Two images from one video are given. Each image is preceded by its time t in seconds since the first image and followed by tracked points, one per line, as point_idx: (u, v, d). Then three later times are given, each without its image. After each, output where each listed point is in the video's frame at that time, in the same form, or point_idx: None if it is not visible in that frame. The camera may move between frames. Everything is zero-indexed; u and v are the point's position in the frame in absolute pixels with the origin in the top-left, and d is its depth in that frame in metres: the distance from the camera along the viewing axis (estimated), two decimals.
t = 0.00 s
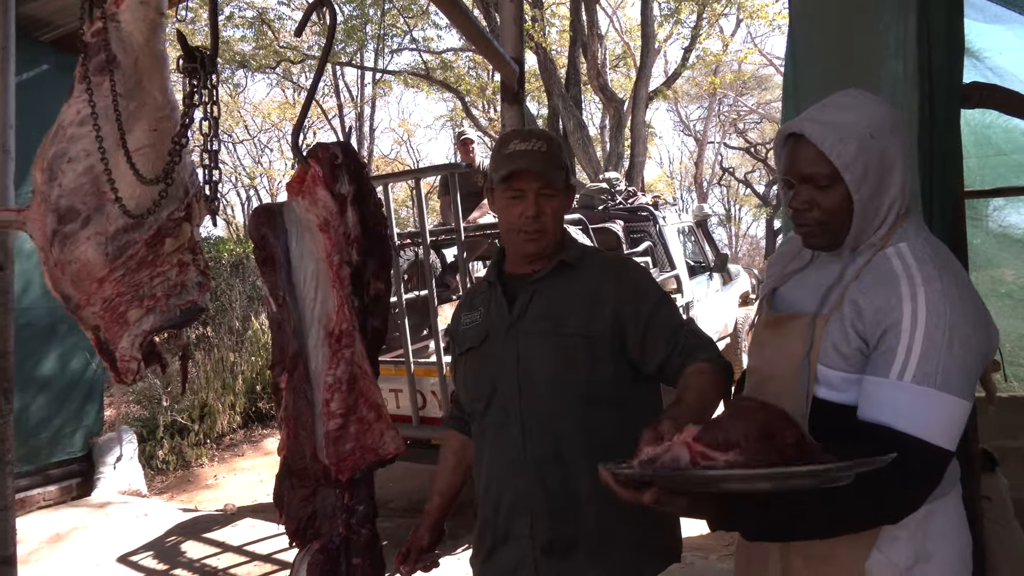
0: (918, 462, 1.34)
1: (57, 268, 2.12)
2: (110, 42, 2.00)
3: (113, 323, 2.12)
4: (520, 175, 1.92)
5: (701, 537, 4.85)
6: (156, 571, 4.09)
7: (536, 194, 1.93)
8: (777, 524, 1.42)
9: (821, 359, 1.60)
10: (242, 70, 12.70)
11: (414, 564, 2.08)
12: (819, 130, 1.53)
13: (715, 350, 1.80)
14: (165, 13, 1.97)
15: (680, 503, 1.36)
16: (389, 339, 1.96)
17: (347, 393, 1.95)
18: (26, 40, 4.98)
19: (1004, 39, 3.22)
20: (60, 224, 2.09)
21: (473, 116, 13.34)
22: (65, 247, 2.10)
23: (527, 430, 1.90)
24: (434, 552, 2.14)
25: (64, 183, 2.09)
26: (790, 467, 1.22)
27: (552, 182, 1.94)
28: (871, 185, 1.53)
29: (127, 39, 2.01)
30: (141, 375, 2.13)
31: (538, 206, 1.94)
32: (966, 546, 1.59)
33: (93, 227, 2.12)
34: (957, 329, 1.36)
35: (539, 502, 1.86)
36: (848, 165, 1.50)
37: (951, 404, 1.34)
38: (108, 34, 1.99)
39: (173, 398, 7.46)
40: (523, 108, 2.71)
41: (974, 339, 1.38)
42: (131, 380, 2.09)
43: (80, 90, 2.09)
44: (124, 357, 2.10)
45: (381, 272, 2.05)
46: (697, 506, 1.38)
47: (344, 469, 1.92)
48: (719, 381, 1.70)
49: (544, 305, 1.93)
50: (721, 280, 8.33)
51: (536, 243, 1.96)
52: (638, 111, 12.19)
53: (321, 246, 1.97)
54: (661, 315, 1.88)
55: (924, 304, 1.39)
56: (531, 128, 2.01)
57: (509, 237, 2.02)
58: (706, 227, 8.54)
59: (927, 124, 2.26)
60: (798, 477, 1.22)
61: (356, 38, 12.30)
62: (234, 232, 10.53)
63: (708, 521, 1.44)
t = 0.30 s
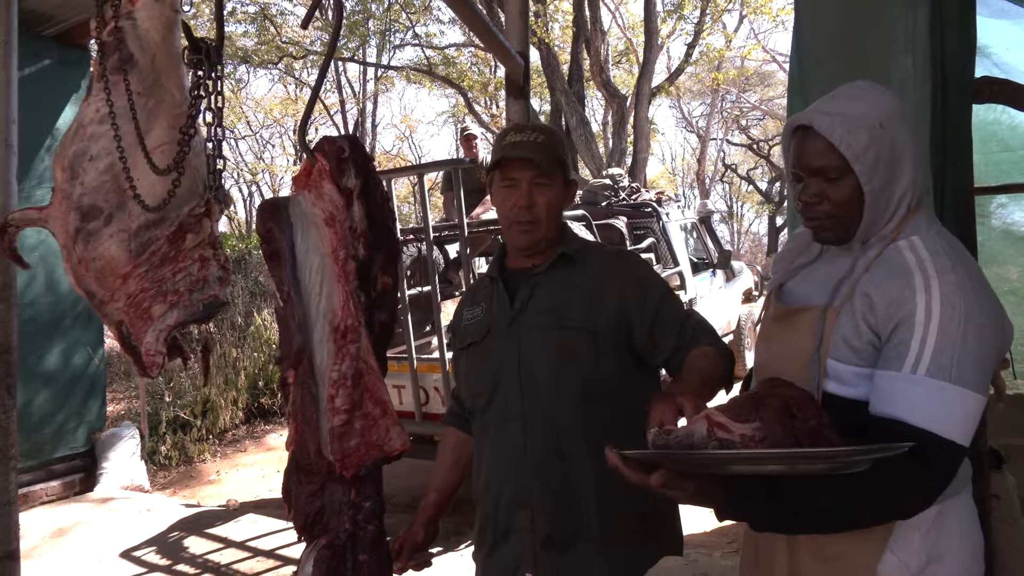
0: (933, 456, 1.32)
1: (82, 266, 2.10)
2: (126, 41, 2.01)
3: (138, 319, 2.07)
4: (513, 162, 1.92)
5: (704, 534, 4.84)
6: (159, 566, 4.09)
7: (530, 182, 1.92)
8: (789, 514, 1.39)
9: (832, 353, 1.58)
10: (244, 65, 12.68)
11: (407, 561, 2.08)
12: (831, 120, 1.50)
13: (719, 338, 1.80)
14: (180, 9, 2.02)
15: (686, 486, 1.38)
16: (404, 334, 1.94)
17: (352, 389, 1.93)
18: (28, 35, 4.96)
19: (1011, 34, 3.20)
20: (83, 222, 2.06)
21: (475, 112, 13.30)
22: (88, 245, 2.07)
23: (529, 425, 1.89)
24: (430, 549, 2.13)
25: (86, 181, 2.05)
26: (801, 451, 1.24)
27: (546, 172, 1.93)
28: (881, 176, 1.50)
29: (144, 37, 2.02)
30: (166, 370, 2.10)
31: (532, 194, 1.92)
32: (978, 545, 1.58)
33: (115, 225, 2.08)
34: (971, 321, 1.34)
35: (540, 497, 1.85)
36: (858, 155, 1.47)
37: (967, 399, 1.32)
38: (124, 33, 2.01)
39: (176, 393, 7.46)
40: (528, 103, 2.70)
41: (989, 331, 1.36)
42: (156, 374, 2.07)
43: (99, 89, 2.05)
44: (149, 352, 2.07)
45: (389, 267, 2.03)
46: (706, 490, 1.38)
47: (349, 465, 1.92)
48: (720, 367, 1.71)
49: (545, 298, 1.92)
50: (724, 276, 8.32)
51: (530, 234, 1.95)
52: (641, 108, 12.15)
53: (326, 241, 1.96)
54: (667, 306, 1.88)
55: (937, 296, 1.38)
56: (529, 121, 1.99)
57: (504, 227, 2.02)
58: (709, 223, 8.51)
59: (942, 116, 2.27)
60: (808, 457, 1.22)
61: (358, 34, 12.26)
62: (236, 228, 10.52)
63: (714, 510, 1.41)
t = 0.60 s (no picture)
0: (932, 460, 1.31)
1: (99, 262, 2.04)
2: (139, 40, 1.95)
3: (156, 315, 2.10)
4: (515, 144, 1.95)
5: (706, 531, 4.83)
6: (161, 562, 4.09)
7: (528, 164, 1.92)
8: (786, 514, 1.39)
9: (831, 352, 1.56)
10: (247, 60, 12.66)
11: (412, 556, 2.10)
12: (831, 111, 1.50)
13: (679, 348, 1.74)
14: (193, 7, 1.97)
15: (685, 490, 1.38)
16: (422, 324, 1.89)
17: (362, 385, 1.92)
18: (31, 29, 4.95)
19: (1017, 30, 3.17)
20: (100, 220, 2.00)
21: (478, 108, 13.27)
22: (106, 243, 2.00)
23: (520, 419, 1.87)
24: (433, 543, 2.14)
25: (103, 180, 1.98)
26: (798, 463, 1.26)
27: (547, 156, 1.92)
28: (878, 170, 1.49)
29: (156, 37, 1.97)
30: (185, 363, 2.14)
31: (530, 175, 1.91)
32: (982, 545, 1.56)
33: (133, 223, 2.01)
34: (970, 322, 1.32)
35: (528, 489, 1.84)
36: (853, 147, 1.46)
37: (967, 402, 1.31)
38: (137, 32, 1.95)
39: (178, 389, 7.45)
40: (532, 98, 2.68)
41: (990, 331, 1.34)
42: (175, 368, 2.11)
43: (112, 89, 2.01)
44: (168, 346, 2.10)
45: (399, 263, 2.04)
46: (706, 494, 1.39)
47: (361, 462, 1.92)
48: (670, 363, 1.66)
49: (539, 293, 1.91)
50: (726, 273, 8.30)
51: (522, 215, 1.93)
52: (644, 104, 12.12)
53: (334, 235, 1.94)
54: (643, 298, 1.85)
55: (936, 296, 1.35)
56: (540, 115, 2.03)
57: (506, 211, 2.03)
58: (712, 220, 8.49)
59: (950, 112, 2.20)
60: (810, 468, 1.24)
61: (361, 29, 12.24)
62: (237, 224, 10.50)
63: (714, 512, 1.43)
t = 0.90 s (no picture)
0: (934, 459, 1.29)
1: (103, 260, 2.01)
2: (141, 37, 1.94)
3: (160, 312, 2.07)
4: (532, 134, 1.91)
5: (707, 529, 4.81)
6: (161, 559, 4.09)
7: (545, 155, 1.89)
8: (786, 513, 1.37)
9: (829, 347, 1.55)
10: (248, 57, 12.66)
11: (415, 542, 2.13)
12: (842, 94, 1.48)
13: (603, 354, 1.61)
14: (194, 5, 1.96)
15: (682, 493, 1.38)
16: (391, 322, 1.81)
17: (367, 381, 1.85)
18: (31, 26, 4.94)
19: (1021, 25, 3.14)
20: (104, 218, 1.98)
21: (479, 104, 13.25)
22: (110, 241, 1.98)
23: (498, 416, 1.88)
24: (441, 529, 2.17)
25: (106, 178, 1.97)
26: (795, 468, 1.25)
27: (566, 149, 1.89)
28: (880, 159, 1.47)
29: (158, 35, 1.96)
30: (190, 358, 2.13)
31: (545, 168, 1.90)
32: (981, 545, 1.54)
33: (136, 222, 1.99)
34: (972, 319, 1.30)
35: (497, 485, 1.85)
36: (857, 132, 1.45)
37: (969, 400, 1.28)
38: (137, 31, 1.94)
39: (179, 385, 7.44)
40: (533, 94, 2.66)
41: (992, 329, 1.32)
42: (180, 364, 2.09)
43: (116, 86, 1.99)
44: (173, 343, 2.09)
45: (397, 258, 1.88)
46: (702, 497, 1.39)
47: (369, 458, 1.86)
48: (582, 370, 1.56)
49: (531, 286, 1.89)
50: (729, 271, 8.27)
51: (532, 206, 1.92)
52: (646, 101, 12.09)
53: (336, 231, 1.84)
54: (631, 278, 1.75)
55: (937, 291, 1.34)
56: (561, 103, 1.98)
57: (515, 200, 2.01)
58: (714, 217, 8.46)
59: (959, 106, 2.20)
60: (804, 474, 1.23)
61: (363, 26, 12.22)
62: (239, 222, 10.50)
63: (712, 513, 1.42)
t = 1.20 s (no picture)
0: (937, 454, 1.27)
1: (92, 257, 1.98)
2: (131, 33, 1.93)
3: (149, 310, 2.01)
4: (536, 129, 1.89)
5: (708, 527, 4.80)
6: (161, 556, 4.09)
7: (550, 151, 1.88)
8: (787, 514, 1.36)
9: (830, 342, 1.53)
10: (249, 54, 12.63)
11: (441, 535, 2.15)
12: (851, 83, 1.46)
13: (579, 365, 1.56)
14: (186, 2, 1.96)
15: (687, 496, 1.36)
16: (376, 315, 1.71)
17: (351, 379, 1.76)
18: (30, 23, 4.92)
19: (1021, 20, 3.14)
20: (93, 215, 1.95)
21: (480, 101, 13.21)
22: (99, 238, 1.95)
23: (487, 414, 1.88)
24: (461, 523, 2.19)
25: (96, 175, 1.95)
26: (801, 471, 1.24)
27: (571, 143, 1.87)
28: (886, 151, 1.45)
29: (148, 30, 1.94)
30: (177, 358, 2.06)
31: (550, 163, 1.88)
32: (983, 545, 1.52)
33: (125, 219, 1.96)
34: (976, 314, 1.28)
35: (481, 483, 1.85)
36: (863, 122, 1.43)
37: (972, 395, 1.26)
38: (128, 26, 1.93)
39: (180, 383, 7.43)
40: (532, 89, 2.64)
41: (995, 324, 1.30)
42: (168, 364, 2.03)
43: (106, 83, 1.97)
44: (161, 342, 2.01)
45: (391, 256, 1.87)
46: (704, 499, 1.37)
47: (349, 457, 1.76)
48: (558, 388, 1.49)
49: (529, 283, 1.87)
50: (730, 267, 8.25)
51: (538, 202, 1.91)
52: (647, 97, 12.04)
53: (322, 226, 1.73)
54: (630, 279, 1.71)
55: (941, 285, 1.32)
56: (567, 92, 1.95)
57: (520, 196, 2.01)
58: (715, 213, 8.43)
59: (955, 109, 2.21)
60: (811, 475, 1.22)
61: (363, 22, 12.19)
62: (240, 219, 10.50)
63: (713, 514, 1.41)
